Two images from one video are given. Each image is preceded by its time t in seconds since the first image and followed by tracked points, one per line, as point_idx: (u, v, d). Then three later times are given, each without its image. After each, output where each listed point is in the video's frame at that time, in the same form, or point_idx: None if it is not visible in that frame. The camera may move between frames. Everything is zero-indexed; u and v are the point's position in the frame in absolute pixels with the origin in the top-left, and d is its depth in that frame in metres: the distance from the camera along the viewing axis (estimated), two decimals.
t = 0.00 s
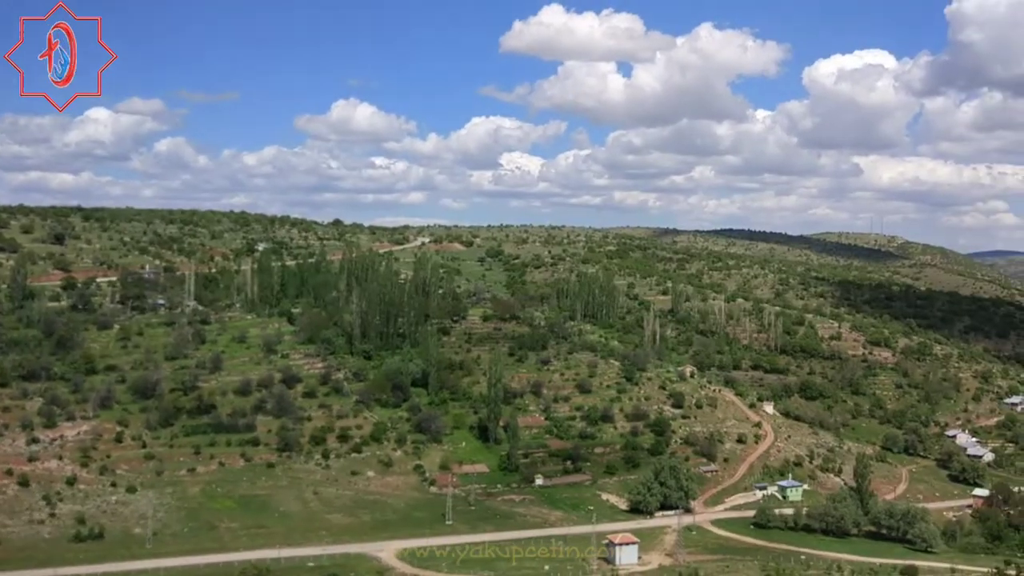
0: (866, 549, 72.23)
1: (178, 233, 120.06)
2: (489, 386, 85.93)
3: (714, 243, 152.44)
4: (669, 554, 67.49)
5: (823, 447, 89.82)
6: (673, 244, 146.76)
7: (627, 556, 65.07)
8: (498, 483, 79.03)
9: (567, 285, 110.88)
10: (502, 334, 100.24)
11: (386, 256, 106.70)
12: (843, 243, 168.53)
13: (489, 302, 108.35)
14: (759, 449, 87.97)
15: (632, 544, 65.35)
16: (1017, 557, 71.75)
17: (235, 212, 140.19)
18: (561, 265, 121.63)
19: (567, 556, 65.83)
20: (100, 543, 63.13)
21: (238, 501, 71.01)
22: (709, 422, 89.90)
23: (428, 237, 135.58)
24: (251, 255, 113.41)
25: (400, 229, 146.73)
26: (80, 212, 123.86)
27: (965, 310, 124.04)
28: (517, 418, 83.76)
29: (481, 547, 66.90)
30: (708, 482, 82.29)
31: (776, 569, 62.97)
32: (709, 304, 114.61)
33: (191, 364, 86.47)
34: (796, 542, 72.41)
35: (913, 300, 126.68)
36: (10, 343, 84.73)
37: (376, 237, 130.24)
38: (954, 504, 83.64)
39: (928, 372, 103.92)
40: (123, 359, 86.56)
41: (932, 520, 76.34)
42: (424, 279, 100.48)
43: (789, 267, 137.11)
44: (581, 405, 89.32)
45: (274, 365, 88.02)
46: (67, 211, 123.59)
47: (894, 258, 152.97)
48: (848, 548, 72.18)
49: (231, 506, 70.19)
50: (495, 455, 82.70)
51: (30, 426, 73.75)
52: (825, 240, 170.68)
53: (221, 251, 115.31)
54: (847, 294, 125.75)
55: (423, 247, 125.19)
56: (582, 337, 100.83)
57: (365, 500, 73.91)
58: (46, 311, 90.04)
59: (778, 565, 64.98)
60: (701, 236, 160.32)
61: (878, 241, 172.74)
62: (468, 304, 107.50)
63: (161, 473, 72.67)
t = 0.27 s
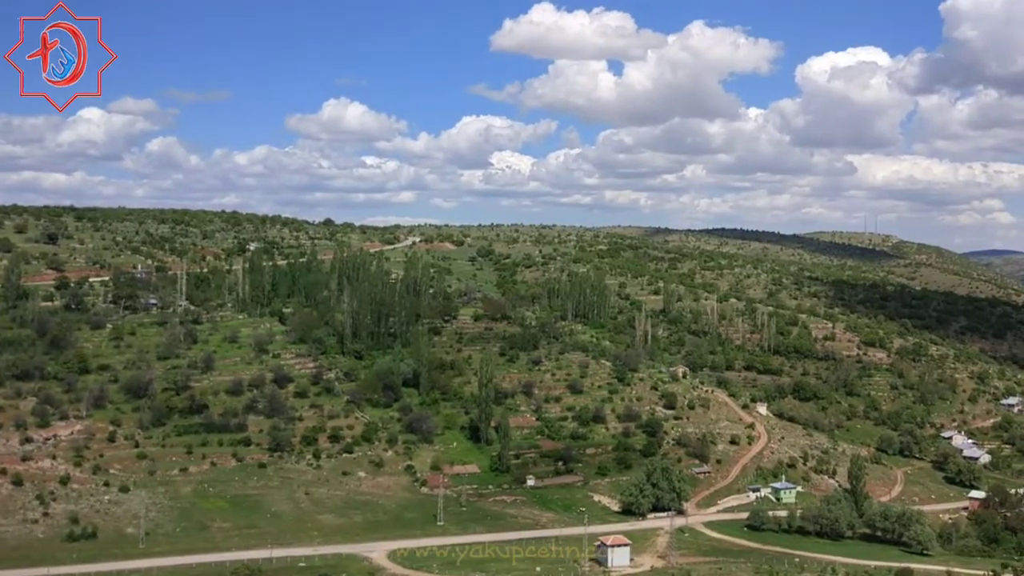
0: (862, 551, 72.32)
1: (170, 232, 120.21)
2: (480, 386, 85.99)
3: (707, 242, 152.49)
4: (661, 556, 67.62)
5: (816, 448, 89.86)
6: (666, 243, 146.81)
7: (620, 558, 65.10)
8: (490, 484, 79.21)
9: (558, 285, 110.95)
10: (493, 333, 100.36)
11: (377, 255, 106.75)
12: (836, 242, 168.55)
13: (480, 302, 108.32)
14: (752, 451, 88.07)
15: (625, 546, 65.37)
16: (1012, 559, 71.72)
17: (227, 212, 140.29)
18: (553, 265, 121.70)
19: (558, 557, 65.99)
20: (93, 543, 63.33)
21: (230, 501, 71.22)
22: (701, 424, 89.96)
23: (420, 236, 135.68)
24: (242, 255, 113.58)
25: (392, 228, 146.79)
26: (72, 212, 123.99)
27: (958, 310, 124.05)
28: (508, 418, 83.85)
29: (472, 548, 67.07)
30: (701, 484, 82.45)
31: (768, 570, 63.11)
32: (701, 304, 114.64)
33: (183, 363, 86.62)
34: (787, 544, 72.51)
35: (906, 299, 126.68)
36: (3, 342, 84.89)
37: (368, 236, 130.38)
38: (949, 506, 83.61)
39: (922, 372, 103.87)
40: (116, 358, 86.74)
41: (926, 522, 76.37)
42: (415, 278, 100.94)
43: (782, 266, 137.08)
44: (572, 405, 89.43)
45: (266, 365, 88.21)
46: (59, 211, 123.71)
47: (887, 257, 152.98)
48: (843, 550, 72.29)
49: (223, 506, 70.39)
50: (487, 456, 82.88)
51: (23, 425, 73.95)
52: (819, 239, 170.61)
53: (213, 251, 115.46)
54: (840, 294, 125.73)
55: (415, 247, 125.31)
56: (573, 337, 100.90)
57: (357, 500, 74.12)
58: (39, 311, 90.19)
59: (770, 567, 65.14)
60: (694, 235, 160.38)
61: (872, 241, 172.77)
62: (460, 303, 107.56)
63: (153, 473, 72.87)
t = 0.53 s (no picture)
0: (842, 550, 73.11)
1: (152, 233, 120.06)
2: (462, 385, 86.44)
3: (689, 242, 153.29)
4: (641, 555, 68.20)
5: (796, 447, 90.61)
6: (648, 243, 147.51)
7: (601, 556, 65.58)
8: (471, 484, 79.64)
9: (540, 285, 111.41)
10: (475, 333, 100.77)
11: (359, 256, 106.97)
12: (817, 242, 169.69)
13: (462, 301, 108.62)
14: (733, 450, 88.75)
15: (606, 545, 65.86)
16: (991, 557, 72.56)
17: (210, 212, 140.12)
18: (535, 265, 122.14)
19: (540, 557, 66.46)
20: (74, 544, 63.44)
21: (212, 501, 71.40)
22: (682, 423, 90.53)
23: (402, 236, 135.87)
24: (225, 255, 113.60)
25: (375, 228, 146.88)
26: (54, 213, 123.65)
27: (937, 309, 125.16)
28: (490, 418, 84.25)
29: (454, 548, 67.43)
30: (682, 482, 83.14)
31: (748, 569, 63.79)
32: (683, 303, 115.37)
33: (165, 364, 86.68)
34: (767, 543, 73.22)
35: (886, 299, 127.73)
36: None
37: (350, 236, 130.52)
38: (929, 504, 84.45)
39: (902, 371, 104.83)
40: (98, 359, 86.73)
41: (906, 521, 77.15)
42: (398, 279, 101.52)
43: (763, 266, 138.04)
44: (554, 405, 89.90)
45: (248, 365, 88.37)
46: (41, 212, 123.37)
47: (867, 257, 154.14)
48: (823, 549, 73.05)
49: (205, 506, 70.56)
50: (468, 456, 83.30)
51: (4, 426, 73.92)
52: (801, 239, 171.81)
53: (196, 251, 115.41)
54: (821, 293, 126.72)
55: (397, 247, 125.52)
56: (555, 337, 101.40)
57: (339, 500, 74.40)
58: (20, 311, 90.07)
59: (750, 566, 65.87)
60: (676, 235, 161.19)
61: (853, 240, 173.99)
62: (442, 303, 107.81)
63: (135, 473, 72.98)
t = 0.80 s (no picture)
0: (812, 550, 73.33)
1: (119, 231, 118.68)
2: (431, 385, 86.04)
3: (660, 241, 153.53)
4: (611, 556, 68.12)
5: (766, 447, 90.80)
6: (620, 242, 147.62)
7: (570, 557, 65.42)
8: (440, 484, 79.28)
9: (510, 284, 111.10)
10: (445, 333, 100.35)
11: (328, 255, 106.28)
12: (787, 241, 170.46)
13: (432, 301, 108.11)
14: (703, 449, 88.85)
15: (575, 546, 65.69)
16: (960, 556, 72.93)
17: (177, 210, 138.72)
18: (506, 264, 121.83)
19: (508, 558, 66.21)
20: (35, 546, 62.55)
21: (177, 502, 70.66)
22: (653, 422, 90.35)
23: (372, 235, 135.12)
24: (192, 254, 112.51)
25: (345, 227, 145.90)
26: (18, 211, 121.89)
27: (906, 309, 125.99)
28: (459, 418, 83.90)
29: (422, 550, 67.04)
30: (652, 483, 83.15)
31: (718, 569, 63.81)
32: (653, 303, 115.46)
33: (130, 364, 85.69)
34: (737, 543, 73.35)
35: (855, 298, 128.47)
36: None
37: (319, 235, 129.69)
38: (898, 503, 84.85)
39: (872, 371, 105.40)
40: (62, 359, 85.59)
41: (877, 520, 77.35)
42: (367, 278, 101.05)
43: (734, 266, 138.51)
44: (524, 405, 89.58)
45: (215, 365, 87.54)
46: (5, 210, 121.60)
47: (837, 256, 155.00)
48: (793, 549, 73.26)
49: (170, 508, 69.81)
50: (437, 456, 82.94)
51: None
52: (772, 238, 172.61)
53: (163, 250, 114.18)
54: (791, 293, 127.29)
55: (366, 246, 124.82)
56: (526, 337, 101.14)
57: (306, 501, 73.83)
58: None
59: (720, 566, 65.96)
60: (648, 234, 161.40)
61: (823, 240, 174.97)
62: (412, 303, 107.24)
63: (99, 474, 72.04)
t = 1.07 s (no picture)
0: (774, 549, 74.24)
1: (81, 231, 117.59)
2: (397, 386, 86.22)
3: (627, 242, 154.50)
4: (575, 556, 68.60)
5: (730, 446, 91.67)
6: (587, 243, 148.40)
7: (535, 557, 65.83)
8: (405, 485, 79.41)
9: (477, 285, 111.43)
10: (411, 334, 100.54)
11: (294, 255, 106.09)
12: (753, 243, 172.18)
13: (398, 301, 108.18)
14: (668, 450, 89.41)
15: (540, 546, 66.12)
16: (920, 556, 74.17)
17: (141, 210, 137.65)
18: (473, 265, 122.13)
19: (473, 559, 66.49)
20: None
21: (140, 504, 70.29)
22: (618, 423, 90.80)
23: (338, 236, 134.87)
24: (156, 254, 111.81)
25: (311, 227, 145.43)
26: None
27: (868, 310, 127.80)
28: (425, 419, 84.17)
29: (388, 551, 67.12)
30: (617, 482, 83.67)
31: (682, 569, 64.39)
32: (620, 304, 116.26)
33: (93, 365, 85.10)
34: (700, 542, 74.17)
35: (819, 299, 130.13)
36: None
37: (284, 236, 129.29)
38: (860, 503, 85.98)
39: (835, 371, 106.82)
40: (24, 360, 84.80)
41: (838, 519, 78.38)
42: (333, 278, 101.11)
43: (700, 267, 139.76)
44: (490, 406, 89.81)
45: (179, 366, 87.14)
46: None
47: (801, 258, 156.80)
48: (756, 547, 74.18)
49: (133, 510, 69.45)
50: (403, 457, 83.10)
51: None
52: (737, 239, 174.31)
53: (126, 250, 113.32)
54: (756, 294, 128.71)
55: (333, 246, 124.62)
56: (492, 338, 101.52)
57: (271, 503, 73.67)
58: None
59: (684, 565, 66.66)
60: (615, 235, 162.33)
61: (788, 241, 176.91)
62: (378, 304, 107.26)
63: (61, 476, 71.50)
